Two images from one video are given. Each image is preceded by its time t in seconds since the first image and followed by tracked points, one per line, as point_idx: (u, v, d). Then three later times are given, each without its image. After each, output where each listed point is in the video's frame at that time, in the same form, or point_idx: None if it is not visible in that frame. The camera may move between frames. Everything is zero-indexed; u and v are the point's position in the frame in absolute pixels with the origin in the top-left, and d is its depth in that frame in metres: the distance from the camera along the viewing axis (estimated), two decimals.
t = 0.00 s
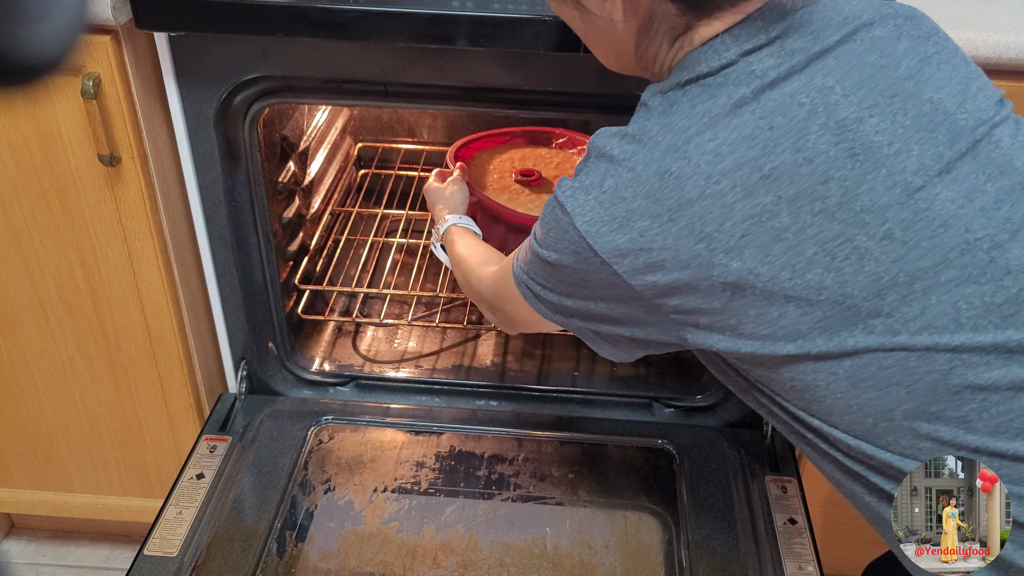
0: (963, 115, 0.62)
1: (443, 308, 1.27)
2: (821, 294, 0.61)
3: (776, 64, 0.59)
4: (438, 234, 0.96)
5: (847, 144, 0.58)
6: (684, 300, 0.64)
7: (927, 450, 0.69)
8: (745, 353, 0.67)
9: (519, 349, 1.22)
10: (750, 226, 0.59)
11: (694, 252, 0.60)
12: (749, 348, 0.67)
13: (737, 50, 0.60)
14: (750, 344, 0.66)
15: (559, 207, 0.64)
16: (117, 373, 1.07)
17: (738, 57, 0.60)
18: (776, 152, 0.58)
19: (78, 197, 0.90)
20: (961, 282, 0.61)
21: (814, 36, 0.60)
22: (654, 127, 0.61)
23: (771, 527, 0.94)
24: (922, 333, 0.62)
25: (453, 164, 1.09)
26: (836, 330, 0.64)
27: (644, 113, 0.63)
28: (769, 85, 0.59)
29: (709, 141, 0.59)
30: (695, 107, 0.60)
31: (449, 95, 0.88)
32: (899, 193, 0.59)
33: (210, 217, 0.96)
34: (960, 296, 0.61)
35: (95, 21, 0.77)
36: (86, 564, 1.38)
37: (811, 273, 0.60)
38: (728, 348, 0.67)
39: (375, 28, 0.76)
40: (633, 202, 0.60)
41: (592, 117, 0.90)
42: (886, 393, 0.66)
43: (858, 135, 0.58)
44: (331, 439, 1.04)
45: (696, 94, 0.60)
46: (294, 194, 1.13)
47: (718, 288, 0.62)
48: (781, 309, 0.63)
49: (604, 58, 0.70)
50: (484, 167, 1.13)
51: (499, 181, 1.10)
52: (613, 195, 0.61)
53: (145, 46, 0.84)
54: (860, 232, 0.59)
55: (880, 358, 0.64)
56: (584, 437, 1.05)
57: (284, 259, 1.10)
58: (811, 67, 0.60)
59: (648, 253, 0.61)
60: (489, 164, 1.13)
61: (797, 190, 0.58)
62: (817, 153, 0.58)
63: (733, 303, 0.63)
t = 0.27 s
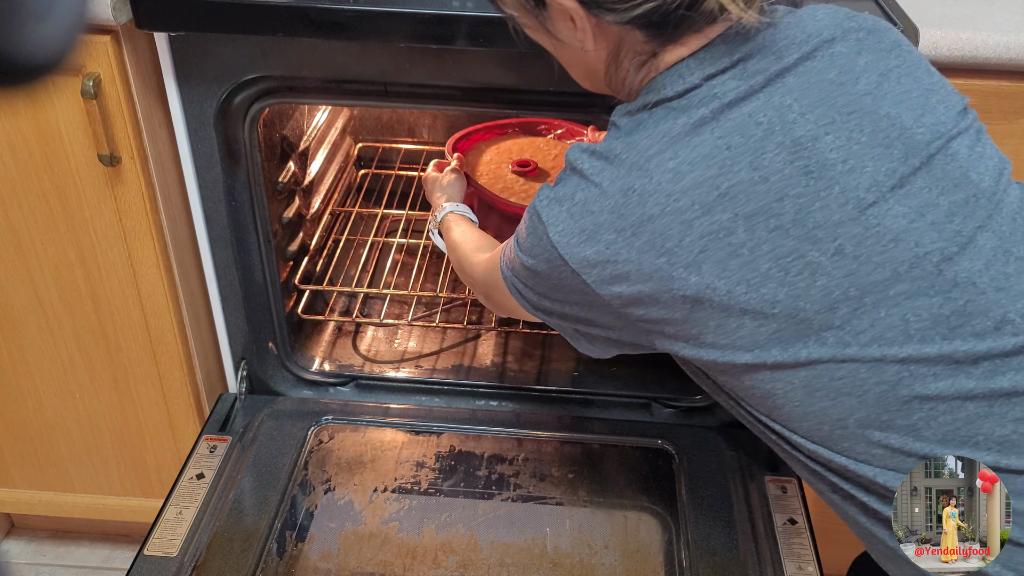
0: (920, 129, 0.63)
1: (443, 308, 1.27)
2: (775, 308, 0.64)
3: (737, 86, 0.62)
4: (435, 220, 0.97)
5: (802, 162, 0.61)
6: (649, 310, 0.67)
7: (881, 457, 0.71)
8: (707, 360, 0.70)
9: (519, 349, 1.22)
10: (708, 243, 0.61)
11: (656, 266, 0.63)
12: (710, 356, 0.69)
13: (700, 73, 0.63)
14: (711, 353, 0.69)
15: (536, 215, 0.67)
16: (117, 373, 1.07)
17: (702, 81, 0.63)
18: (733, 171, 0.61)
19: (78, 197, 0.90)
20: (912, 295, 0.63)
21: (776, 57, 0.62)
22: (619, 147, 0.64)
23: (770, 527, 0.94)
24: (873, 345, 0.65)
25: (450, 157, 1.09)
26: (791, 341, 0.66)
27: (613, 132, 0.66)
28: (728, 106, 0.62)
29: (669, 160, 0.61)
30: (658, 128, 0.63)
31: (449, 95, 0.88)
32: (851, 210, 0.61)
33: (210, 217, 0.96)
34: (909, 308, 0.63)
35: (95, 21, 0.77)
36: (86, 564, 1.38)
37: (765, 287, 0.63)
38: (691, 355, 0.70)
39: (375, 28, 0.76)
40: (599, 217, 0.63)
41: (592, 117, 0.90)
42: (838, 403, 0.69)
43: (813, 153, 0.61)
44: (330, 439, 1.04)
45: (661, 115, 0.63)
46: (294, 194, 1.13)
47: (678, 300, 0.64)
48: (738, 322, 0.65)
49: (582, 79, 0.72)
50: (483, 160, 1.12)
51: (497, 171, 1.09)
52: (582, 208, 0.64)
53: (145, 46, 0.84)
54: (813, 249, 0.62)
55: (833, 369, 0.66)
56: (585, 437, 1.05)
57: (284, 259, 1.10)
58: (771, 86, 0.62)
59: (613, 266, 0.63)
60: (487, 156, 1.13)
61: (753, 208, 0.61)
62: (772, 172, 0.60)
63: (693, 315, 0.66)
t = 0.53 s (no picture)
0: (897, 130, 0.63)
1: (443, 308, 1.27)
2: (756, 311, 0.63)
3: (716, 96, 0.63)
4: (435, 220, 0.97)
5: (779, 167, 0.61)
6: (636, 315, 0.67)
7: (862, 454, 0.72)
8: (693, 362, 0.70)
9: (519, 349, 1.21)
10: (689, 248, 0.61)
11: (639, 272, 0.63)
12: (695, 358, 0.69)
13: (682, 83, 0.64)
14: (696, 355, 0.69)
15: (528, 221, 0.67)
16: (117, 373, 1.07)
17: (682, 92, 0.64)
18: (712, 177, 0.61)
19: (78, 196, 0.90)
20: (888, 296, 0.63)
21: (754, 64, 0.63)
22: (604, 157, 0.65)
23: (771, 527, 0.94)
24: (851, 345, 0.65)
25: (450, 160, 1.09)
26: (772, 343, 0.66)
27: (600, 144, 0.67)
28: (707, 114, 0.62)
29: (651, 168, 0.62)
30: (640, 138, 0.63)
31: (449, 95, 0.88)
32: (828, 213, 0.61)
33: (210, 217, 0.96)
34: (886, 309, 0.63)
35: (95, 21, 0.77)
36: (86, 564, 1.38)
37: (746, 291, 0.63)
38: (677, 356, 0.70)
39: (375, 28, 0.76)
40: (586, 224, 0.63)
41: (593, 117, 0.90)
42: (818, 403, 0.69)
43: (790, 158, 0.61)
44: (328, 441, 1.04)
45: (643, 127, 0.64)
46: (294, 194, 1.13)
47: (662, 305, 0.64)
48: (721, 324, 0.65)
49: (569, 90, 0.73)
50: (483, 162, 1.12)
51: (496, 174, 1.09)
52: (569, 215, 0.64)
53: (145, 46, 0.84)
54: (791, 252, 0.62)
55: (813, 370, 0.66)
56: (586, 437, 1.05)
57: (285, 259, 1.10)
58: (749, 94, 0.63)
59: (599, 272, 0.64)
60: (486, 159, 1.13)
61: (733, 213, 0.61)
62: (750, 177, 0.61)
63: (677, 319, 0.65)
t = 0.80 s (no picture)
0: (896, 136, 0.64)
1: (443, 308, 1.27)
2: (757, 317, 0.63)
3: (716, 104, 0.63)
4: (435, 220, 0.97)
5: (779, 174, 0.61)
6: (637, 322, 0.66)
7: (862, 459, 0.72)
8: (695, 367, 0.70)
9: (519, 349, 1.21)
10: (690, 256, 0.61)
11: (641, 279, 0.63)
12: (697, 363, 0.69)
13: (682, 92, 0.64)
14: (698, 361, 0.69)
15: (532, 227, 0.68)
16: (117, 373, 1.07)
17: (682, 101, 0.64)
18: (713, 185, 0.61)
19: (78, 196, 0.90)
20: (888, 302, 0.63)
21: (754, 72, 0.63)
22: (605, 165, 0.65)
23: (771, 526, 0.94)
24: (852, 351, 0.65)
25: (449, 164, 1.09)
26: (774, 349, 0.66)
27: (601, 152, 0.67)
28: (706, 122, 0.62)
29: (652, 177, 0.62)
30: (641, 146, 0.64)
31: (449, 95, 0.87)
32: (828, 220, 0.61)
33: (210, 217, 0.96)
34: (887, 315, 0.64)
35: (95, 21, 0.77)
36: (86, 564, 1.38)
37: (748, 297, 0.63)
38: (679, 361, 0.70)
39: (375, 28, 0.76)
40: (588, 231, 0.63)
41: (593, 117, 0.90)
42: (820, 407, 0.69)
43: (790, 165, 0.61)
44: (327, 441, 1.04)
45: (644, 135, 0.64)
46: (294, 194, 1.13)
47: (664, 312, 0.64)
48: (722, 331, 0.65)
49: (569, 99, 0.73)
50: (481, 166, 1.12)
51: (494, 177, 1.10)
52: (572, 222, 0.65)
53: (146, 46, 0.84)
54: (791, 259, 0.62)
55: (814, 375, 0.66)
56: (586, 437, 1.05)
57: (285, 259, 1.10)
58: (749, 101, 0.62)
59: (602, 279, 0.64)
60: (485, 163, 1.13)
61: (734, 221, 0.61)
62: (751, 185, 0.61)
63: (679, 325, 0.65)
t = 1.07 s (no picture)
0: (892, 145, 0.64)
1: (443, 308, 1.27)
2: (757, 330, 0.64)
3: (712, 117, 0.63)
4: (434, 223, 0.97)
5: (776, 187, 0.61)
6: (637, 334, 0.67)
7: (864, 469, 0.72)
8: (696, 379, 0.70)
9: (519, 349, 1.21)
10: (689, 269, 0.62)
11: (641, 293, 0.63)
12: (698, 375, 0.69)
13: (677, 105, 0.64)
14: (699, 373, 0.69)
15: (532, 241, 0.69)
16: (117, 373, 1.07)
17: (678, 115, 0.64)
18: (710, 199, 0.61)
19: (78, 196, 0.90)
20: (888, 312, 0.63)
21: (748, 84, 0.63)
22: (603, 180, 0.65)
23: (771, 527, 0.94)
24: (852, 362, 0.65)
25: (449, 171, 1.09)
26: (774, 361, 0.66)
27: (599, 165, 0.68)
28: (702, 135, 0.62)
29: (650, 191, 0.62)
30: (637, 160, 0.64)
31: (449, 95, 0.87)
32: (826, 232, 0.62)
33: (210, 217, 0.96)
34: (886, 326, 0.64)
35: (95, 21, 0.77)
36: (86, 564, 1.38)
37: (747, 310, 0.63)
38: (681, 374, 0.70)
39: (375, 28, 0.76)
40: (587, 246, 0.64)
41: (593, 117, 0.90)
42: (820, 419, 0.69)
43: (787, 178, 0.61)
44: (327, 442, 1.04)
45: (641, 149, 0.65)
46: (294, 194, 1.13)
47: (664, 325, 0.64)
48: (722, 343, 0.65)
49: (566, 113, 0.74)
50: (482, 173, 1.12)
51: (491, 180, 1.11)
52: (571, 237, 0.65)
53: (145, 47, 0.84)
54: (790, 271, 0.62)
55: (815, 388, 0.67)
56: (586, 437, 1.05)
57: (285, 259, 1.10)
58: (744, 113, 0.63)
59: (601, 293, 0.64)
60: (486, 169, 1.13)
61: (732, 234, 0.61)
62: (748, 199, 0.61)
63: (679, 338, 0.66)
